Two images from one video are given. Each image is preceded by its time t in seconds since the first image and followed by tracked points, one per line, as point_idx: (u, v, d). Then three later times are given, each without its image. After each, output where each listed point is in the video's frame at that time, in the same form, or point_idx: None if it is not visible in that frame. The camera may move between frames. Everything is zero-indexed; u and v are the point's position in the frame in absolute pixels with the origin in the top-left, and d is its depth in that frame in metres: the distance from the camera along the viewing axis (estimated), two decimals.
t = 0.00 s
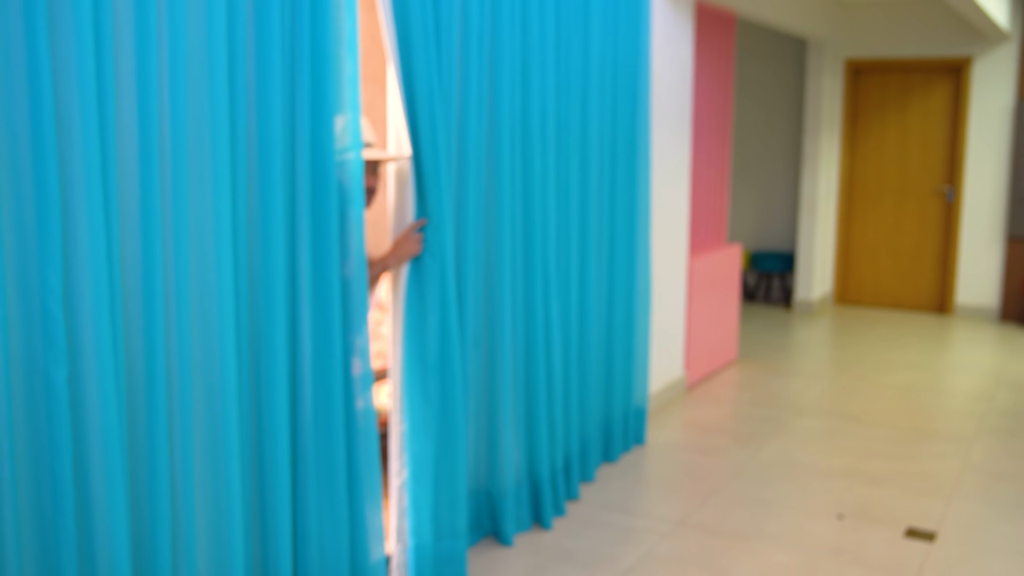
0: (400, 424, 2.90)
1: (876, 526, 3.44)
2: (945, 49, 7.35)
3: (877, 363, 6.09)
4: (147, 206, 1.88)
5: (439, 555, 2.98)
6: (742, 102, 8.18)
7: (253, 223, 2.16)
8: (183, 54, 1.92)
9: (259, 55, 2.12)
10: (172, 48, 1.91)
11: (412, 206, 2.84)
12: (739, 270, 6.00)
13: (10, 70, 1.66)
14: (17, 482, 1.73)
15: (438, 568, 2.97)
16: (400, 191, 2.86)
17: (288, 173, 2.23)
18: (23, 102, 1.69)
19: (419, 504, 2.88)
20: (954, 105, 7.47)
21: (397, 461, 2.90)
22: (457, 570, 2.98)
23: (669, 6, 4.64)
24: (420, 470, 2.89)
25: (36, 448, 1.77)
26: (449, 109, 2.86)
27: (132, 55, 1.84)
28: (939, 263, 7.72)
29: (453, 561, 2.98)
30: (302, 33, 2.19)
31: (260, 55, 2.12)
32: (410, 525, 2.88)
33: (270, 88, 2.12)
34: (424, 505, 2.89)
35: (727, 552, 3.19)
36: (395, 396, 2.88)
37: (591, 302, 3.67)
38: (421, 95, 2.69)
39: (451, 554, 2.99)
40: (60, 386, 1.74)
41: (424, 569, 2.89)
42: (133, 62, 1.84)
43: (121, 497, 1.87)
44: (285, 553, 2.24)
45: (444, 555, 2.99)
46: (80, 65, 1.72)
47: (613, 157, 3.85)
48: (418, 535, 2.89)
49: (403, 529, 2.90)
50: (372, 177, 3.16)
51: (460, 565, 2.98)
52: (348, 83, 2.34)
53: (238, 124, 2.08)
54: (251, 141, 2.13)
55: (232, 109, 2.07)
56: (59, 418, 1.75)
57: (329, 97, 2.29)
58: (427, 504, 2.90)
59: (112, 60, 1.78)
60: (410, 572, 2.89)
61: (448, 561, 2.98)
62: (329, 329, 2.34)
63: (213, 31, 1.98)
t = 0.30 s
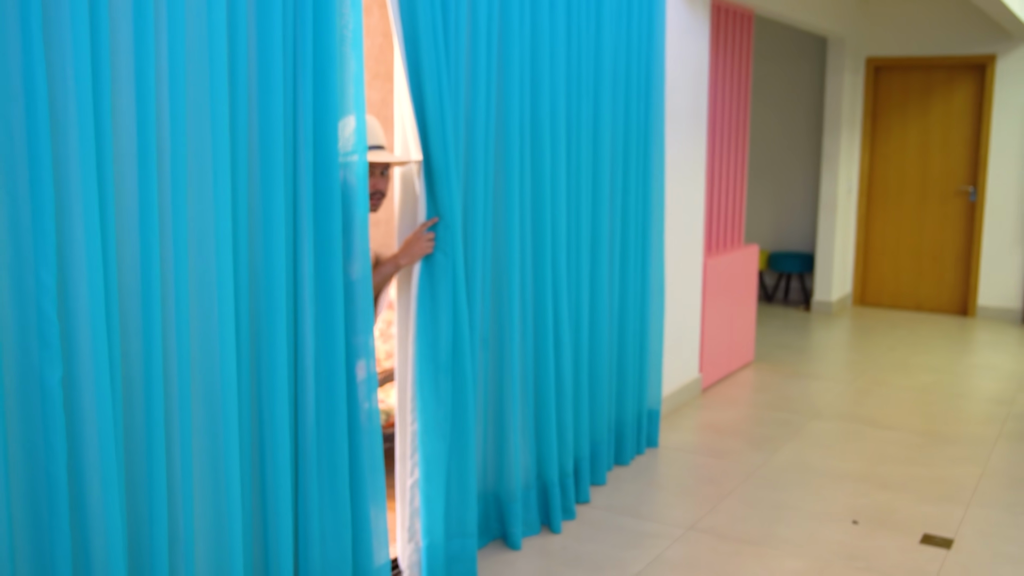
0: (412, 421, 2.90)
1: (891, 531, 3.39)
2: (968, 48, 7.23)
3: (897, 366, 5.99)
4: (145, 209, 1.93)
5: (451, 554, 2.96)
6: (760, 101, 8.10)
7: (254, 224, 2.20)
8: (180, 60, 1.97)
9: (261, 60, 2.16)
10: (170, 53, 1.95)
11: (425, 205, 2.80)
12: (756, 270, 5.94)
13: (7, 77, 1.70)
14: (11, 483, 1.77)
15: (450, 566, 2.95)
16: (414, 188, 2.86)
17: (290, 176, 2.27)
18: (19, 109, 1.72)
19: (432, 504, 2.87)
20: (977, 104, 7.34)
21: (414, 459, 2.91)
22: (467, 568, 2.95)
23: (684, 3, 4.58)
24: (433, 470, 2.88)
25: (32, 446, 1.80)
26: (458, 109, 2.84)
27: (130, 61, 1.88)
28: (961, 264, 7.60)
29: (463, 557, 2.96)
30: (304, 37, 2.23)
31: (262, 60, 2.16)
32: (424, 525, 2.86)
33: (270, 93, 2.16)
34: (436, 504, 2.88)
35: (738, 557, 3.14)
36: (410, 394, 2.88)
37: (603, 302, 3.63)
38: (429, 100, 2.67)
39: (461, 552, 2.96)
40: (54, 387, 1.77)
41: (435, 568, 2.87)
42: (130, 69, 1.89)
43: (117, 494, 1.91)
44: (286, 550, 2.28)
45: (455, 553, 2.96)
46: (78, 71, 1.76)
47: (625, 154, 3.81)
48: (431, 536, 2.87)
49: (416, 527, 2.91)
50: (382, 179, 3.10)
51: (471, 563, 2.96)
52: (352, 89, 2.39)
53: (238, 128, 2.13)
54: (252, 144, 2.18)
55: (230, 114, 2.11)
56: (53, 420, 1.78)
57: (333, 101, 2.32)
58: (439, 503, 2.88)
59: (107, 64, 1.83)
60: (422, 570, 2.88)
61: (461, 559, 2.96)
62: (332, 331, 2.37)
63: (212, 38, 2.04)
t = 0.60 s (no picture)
0: (407, 425, 2.86)
1: (892, 536, 3.35)
2: (975, 48, 7.16)
3: (903, 369, 5.94)
4: (131, 212, 1.91)
5: (450, 556, 2.93)
6: (765, 101, 8.05)
7: (244, 226, 2.18)
8: (168, 65, 1.95)
9: (251, 62, 2.14)
10: (157, 56, 1.93)
11: (416, 210, 2.79)
12: (759, 272, 5.89)
13: None
14: None
15: (450, 567, 2.93)
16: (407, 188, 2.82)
17: (281, 179, 2.25)
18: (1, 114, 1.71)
19: (430, 505, 2.84)
20: (984, 104, 7.27)
21: (410, 459, 2.87)
22: (468, 570, 2.93)
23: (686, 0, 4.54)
24: (429, 472, 2.85)
25: (15, 452, 1.80)
26: (452, 109, 2.81)
27: (117, 64, 1.86)
28: (967, 265, 7.53)
29: (462, 560, 2.94)
30: (295, 38, 2.20)
31: (252, 62, 2.14)
32: (421, 526, 2.84)
33: (259, 94, 2.14)
34: (434, 506, 2.85)
35: (737, 562, 3.11)
36: (405, 395, 2.84)
37: (602, 303, 3.60)
38: (421, 104, 2.65)
39: (460, 554, 2.94)
40: (37, 392, 1.77)
41: (432, 568, 2.85)
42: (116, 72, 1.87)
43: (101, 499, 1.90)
44: (275, 551, 2.26)
45: (455, 554, 2.94)
46: (61, 75, 1.75)
47: (625, 152, 3.77)
48: (429, 538, 2.84)
49: (415, 528, 2.88)
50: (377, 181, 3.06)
51: (471, 564, 2.93)
52: (344, 90, 2.37)
53: (227, 131, 2.11)
54: (241, 146, 2.16)
55: (219, 116, 2.09)
56: (36, 425, 1.77)
57: (324, 103, 2.30)
58: (437, 503, 2.85)
59: (92, 68, 1.82)
60: (420, 571, 2.86)
61: (460, 560, 2.93)
62: (323, 334, 2.35)
63: (201, 40, 2.01)
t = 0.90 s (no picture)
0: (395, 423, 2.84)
1: (888, 539, 3.32)
2: (976, 48, 7.14)
3: (901, 370, 5.92)
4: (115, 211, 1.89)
5: (436, 555, 2.92)
6: (764, 102, 8.03)
7: (231, 226, 2.16)
8: (152, 62, 1.93)
9: (238, 59, 2.12)
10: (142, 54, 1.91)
11: (406, 208, 2.77)
12: (757, 274, 5.87)
13: None
14: None
15: (436, 567, 2.92)
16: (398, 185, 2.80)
17: (269, 178, 2.23)
18: None
19: (416, 505, 2.83)
20: (984, 104, 7.24)
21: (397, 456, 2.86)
22: (453, 569, 2.91)
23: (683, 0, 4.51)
24: (415, 471, 2.84)
25: None
26: (443, 107, 2.79)
27: (101, 62, 1.84)
28: (967, 266, 7.51)
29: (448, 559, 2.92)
30: (282, 35, 2.18)
31: (239, 59, 2.12)
32: (406, 524, 2.83)
33: (247, 92, 2.12)
34: (421, 506, 2.84)
35: (731, 565, 3.09)
36: (393, 393, 2.83)
37: (597, 304, 3.58)
38: (411, 102, 2.63)
39: (446, 553, 2.93)
40: (18, 391, 1.75)
41: (417, 567, 2.83)
42: (100, 70, 1.84)
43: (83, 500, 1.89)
44: (263, 552, 2.25)
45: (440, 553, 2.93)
46: (43, 73, 1.73)
47: (620, 152, 3.75)
48: (414, 536, 2.83)
49: (400, 526, 2.87)
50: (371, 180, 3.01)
51: (457, 563, 2.91)
52: (334, 89, 2.35)
53: (214, 129, 2.09)
54: (228, 145, 2.13)
55: (205, 114, 2.07)
56: (17, 425, 1.76)
57: (313, 101, 2.28)
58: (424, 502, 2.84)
59: (75, 66, 1.80)
60: (404, 570, 2.84)
61: (445, 560, 2.92)
62: (312, 335, 2.34)
63: (187, 38, 1.99)
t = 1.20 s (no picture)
0: (387, 422, 2.83)
1: (886, 540, 3.31)
2: (976, 47, 7.12)
3: (901, 370, 5.90)
4: (103, 209, 1.88)
5: (422, 553, 2.91)
6: (764, 101, 8.02)
7: (221, 225, 2.15)
8: (140, 61, 1.92)
9: (229, 57, 2.10)
10: (131, 51, 1.90)
11: (404, 207, 2.77)
12: (756, 274, 5.85)
13: None
14: None
15: (421, 566, 2.91)
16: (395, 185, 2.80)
17: (260, 176, 2.22)
18: None
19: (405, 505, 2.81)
20: (985, 104, 7.22)
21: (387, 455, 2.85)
22: (438, 568, 2.90)
23: None
24: (404, 471, 2.82)
25: None
26: (438, 104, 2.77)
27: (88, 60, 1.82)
28: (968, 266, 7.49)
29: (434, 558, 2.91)
30: (273, 33, 2.17)
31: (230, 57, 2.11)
32: (393, 523, 2.81)
33: (237, 91, 2.11)
34: (410, 506, 2.82)
35: (728, 567, 3.07)
36: (386, 391, 2.81)
37: (593, 304, 3.56)
38: (406, 101, 2.62)
39: (432, 551, 2.91)
40: (3, 390, 1.74)
41: (405, 567, 2.82)
42: (88, 67, 1.83)
43: (72, 502, 1.88)
44: (253, 553, 2.23)
45: (426, 551, 2.91)
46: (29, 71, 1.72)
47: (617, 150, 3.73)
48: (402, 535, 2.82)
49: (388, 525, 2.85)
50: (368, 178, 2.74)
51: (441, 563, 2.91)
52: (326, 87, 2.34)
53: (204, 127, 2.08)
54: (218, 144, 2.12)
55: (195, 114, 2.06)
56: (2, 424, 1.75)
57: (305, 99, 2.27)
58: (412, 502, 2.83)
59: (62, 62, 1.79)
60: (389, 569, 2.83)
61: (431, 558, 2.91)
62: (304, 338, 2.32)
63: (177, 37, 1.98)
